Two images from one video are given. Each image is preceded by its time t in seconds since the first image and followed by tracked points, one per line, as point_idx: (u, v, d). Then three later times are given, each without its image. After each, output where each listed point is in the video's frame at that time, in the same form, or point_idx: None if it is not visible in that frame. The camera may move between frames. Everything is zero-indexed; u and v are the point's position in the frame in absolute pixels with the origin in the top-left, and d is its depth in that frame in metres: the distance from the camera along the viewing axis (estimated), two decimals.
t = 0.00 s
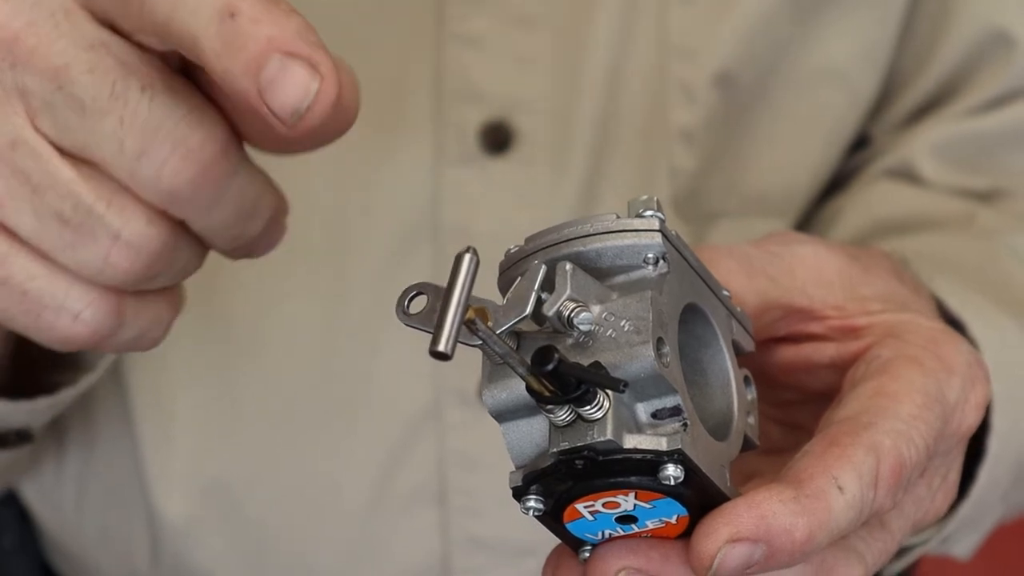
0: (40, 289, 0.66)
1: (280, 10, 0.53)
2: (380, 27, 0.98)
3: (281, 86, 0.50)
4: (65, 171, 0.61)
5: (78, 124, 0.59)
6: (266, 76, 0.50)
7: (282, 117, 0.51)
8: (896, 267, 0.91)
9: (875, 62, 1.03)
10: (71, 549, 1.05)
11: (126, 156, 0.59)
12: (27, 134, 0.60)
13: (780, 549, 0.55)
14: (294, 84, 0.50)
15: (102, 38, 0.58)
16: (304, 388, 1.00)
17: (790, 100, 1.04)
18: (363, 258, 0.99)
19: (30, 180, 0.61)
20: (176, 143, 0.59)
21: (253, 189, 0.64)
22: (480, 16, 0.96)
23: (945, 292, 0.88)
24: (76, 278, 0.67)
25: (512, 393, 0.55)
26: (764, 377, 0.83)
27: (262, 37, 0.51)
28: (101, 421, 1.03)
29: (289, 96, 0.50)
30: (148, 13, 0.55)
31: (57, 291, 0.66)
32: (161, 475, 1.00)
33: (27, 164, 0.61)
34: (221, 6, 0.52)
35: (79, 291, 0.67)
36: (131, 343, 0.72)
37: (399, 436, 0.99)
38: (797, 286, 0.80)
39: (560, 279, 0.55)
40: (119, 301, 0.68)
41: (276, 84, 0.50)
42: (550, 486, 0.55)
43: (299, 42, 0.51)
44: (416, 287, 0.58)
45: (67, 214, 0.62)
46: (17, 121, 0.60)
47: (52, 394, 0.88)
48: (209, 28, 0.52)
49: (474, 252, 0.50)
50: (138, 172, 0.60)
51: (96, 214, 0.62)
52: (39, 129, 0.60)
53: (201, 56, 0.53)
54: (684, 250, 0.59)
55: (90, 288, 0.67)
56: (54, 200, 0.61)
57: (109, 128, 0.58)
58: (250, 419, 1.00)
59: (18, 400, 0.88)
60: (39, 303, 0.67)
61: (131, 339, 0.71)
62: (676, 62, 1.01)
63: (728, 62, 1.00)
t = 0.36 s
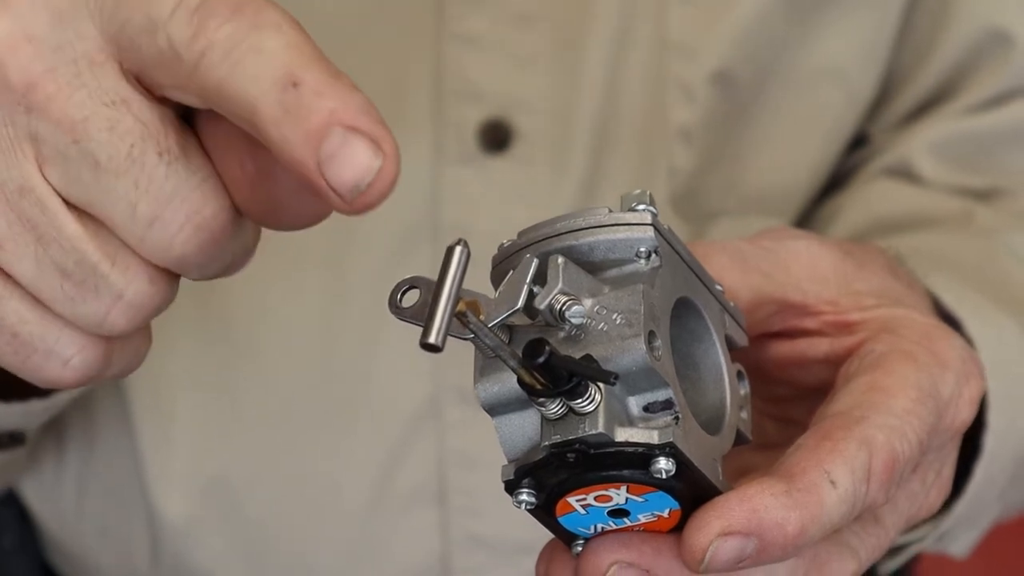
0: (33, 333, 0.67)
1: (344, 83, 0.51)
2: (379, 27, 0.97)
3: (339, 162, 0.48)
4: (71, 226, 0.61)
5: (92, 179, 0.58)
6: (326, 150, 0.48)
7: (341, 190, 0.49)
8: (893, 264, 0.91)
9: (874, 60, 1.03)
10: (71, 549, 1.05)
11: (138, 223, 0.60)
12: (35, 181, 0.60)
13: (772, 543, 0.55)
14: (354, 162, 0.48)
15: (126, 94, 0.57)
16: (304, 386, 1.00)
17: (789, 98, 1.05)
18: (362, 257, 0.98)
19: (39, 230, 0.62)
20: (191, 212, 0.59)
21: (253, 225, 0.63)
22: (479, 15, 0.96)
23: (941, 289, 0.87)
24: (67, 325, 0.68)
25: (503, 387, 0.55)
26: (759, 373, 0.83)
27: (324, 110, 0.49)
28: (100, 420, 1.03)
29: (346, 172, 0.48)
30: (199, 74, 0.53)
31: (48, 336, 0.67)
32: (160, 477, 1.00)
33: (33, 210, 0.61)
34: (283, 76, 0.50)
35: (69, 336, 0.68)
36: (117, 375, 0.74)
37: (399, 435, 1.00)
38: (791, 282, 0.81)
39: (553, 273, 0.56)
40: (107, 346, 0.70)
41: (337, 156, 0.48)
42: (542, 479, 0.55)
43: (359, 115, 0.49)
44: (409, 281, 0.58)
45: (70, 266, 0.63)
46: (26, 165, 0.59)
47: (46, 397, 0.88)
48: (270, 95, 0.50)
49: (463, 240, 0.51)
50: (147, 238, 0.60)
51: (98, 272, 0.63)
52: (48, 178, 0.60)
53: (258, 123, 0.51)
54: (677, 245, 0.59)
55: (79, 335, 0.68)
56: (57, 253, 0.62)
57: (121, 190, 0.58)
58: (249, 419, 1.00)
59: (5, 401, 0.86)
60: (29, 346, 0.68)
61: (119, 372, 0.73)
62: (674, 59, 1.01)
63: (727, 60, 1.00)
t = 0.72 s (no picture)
0: (53, 373, 0.68)
1: (385, 154, 0.51)
2: (379, 27, 0.97)
3: (382, 238, 0.49)
4: (96, 272, 0.62)
5: (120, 228, 0.59)
6: (369, 226, 0.49)
7: (380, 266, 0.50)
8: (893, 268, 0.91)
9: (874, 61, 1.03)
10: (72, 548, 1.05)
11: (166, 272, 0.60)
12: (61, 226, 0.61)
13: (774, 552, 0.55)
14: (396, 239, 0.49)
15: (157, 143, 0.58)
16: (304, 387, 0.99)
17: (790, 99, 1.05)
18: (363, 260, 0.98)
19: (64, 275, 0.63)
20: (220, 264, 0.60)
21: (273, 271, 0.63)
22: (480, 16, 0.95)
23: (942, 293, 0.87)
24: (87, 367, 0.68)
25: (506, 396, 0.55)
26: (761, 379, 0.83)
27: (367, 184, 0.50)
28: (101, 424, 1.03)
29: (389, 250, 0.49)
30: (238, 133, 0.53)
31: (68, 377, 0.68)
32: (160, 480, 0.99)
33: (57, 252, 0.62)
34: (326, 148, 0.50)
35: (89, 378, 0.69)
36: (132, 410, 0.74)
37: (399, 435, 0.99)
38: (792, 289, 0.81)
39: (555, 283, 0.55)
40: (125, 387, 0.70)
41: (379, 234, 0.49)
42: (545, 488, 0.55)
43: (403, 192, 0.49)
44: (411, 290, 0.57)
45: (94, 312, 0.64)
46: (53, 211, 0.60)
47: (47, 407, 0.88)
48: (312, 166, 0.51)
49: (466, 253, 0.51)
50: (175, 287, 0.61)
51: (123, 319, 0.64)
52: (74, 224, 0.61)
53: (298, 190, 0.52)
54: (678, 254, 0.59)
55: (98, 377, 0.69)
56: (82, 298, 0.63)
57: (150, 241, 0.59)
58: (250, 421, 1.00)
59: (10, 412, 0.87)
60: (48, 386, 0.68)
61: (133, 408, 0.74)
62: (674, 58, 1.01)
63: (727, 60, 1.00)
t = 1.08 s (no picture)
0: (63, 390, 0.67)
1: (396, 177, 0.51)
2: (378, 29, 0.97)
3: (393, 261, 0.48)
4: (106, 290, 0.61)
5: (130, 247, 0.59)
6: (380, 249, 0.49)
7: (391, 291, 0.49)
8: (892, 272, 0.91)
9: (874, 64, 1.03)
10: (72, 549, 1.05)
11: (176, 291, 0.60)
12: (72, 245, 0.60)
13: (771, 560, 0.55)
14: (407, 263, 0.48)
15: (168, 162, 0.57)
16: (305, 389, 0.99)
17: (790, 102, 1.05)
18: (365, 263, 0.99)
19: (74, 292, 0.62)
20: (230, 284, 0.60)
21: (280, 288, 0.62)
22: (480, 18, 0.95)
23: (941, 297, 0.87)
24: (97, 384, 0.67)
25: (503, 405, 0.55)
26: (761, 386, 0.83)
27: (379, 207, 0.49)
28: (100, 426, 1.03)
29: (399, 273, 0.49)
30: (250, 155, 0.52)
31: (77, 393, 0.67)
32: (160, 481, 0.99)
33: (67, 270, 0.61)
34: (338, 171, 0.50)
35: (98, 395, 0.68)
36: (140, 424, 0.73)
37: (400, 437, 1.00)
38: (791, 296, 0.81)
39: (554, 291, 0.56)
40: (135, 403, 0.70)
41: (389, 258, 0.48)
42: (542, 497, 0.55)
43: (414, 216, 0.49)
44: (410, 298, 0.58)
45: (104, 329, 0.63)
46: (64, 231, 0.59)
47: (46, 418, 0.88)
48: (324, 189, 0.50)
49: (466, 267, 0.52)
50: (185, 306, 0.60)
51: (133, 337, 0.63)
52: (85, 241, 0.60)
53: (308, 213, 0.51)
54: (676, 262, 0.59)
55: (109, 393, 0.68)
56: (91, 315, 0.62)
57: (160, 260, 0.58)
58: (249, 422, 1.00)
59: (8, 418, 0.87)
60: (57, 402, 0.67)
61: (140, 422, 0.73)
62: (674, 61, 1.00)
63: (727, 61, 0.99)
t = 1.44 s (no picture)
0: (67, 398, 0.67)
1: (403, 193, 0.50)
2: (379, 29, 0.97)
3: (399, 277, 0.48)
4: (111, 299, 0.61)
5: (137, 258, 0.59)
6: (386, 265, 0.48)
7: (396, 307, 0.49)
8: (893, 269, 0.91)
9: (876, 61, 1.03)
10: (71, 548, 1.05)
11: (182, 303, 0.60)
12: (76, 254, 0.60)
13: (772, 554, 0.55)
14: (414, 277, 0.48)
15: (174, 172, 0.57)
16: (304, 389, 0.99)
17: (792, 100, 1.04)
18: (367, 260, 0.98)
19: (79, 301, 0.61)
20: (236, 294, 0.60)
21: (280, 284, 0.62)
22: (480, 17, 0.95)
23: (943, 294, 0.87)
24: (102, 392, 0.67)
25: (504, 400, 0.55)
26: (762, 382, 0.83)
27: (385, 223, 0.49)
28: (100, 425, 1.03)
29: (405, 289, 0.48)
30: (256, 170, 0.52)
31: (82, 402, 0.67)
32: (160, 480, 0.99)
33: (72, 279, 0.61)
34: (345, 187, 0.50)
35: (103, 402, 0.67)
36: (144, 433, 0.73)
37: (399, 438, 0.99)
38: (791, 291, 0.82)
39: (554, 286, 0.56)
40: (139, 411, 0.69)
41: (395, 273, 0.48)
42: (543, 491, 0.55)
43: (419, 232, 0.49)
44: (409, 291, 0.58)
45: (110, 339, 0.63)
46: (68, 241, 0.59)
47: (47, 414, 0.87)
48: (330, 205, 0.50)
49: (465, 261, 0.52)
50: (190, 317, 0.60)
51: (138, 346, 0.63)
52: (90, 251, 0.60)
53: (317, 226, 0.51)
54: (677, 257, 0.59)
55: (113, 401, 0.67)
56: (97, 325, 0.62)
57: (166, 271, 0.58)
58: (249, 421, 1.00)
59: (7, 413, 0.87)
60: (62, 410, 0.67)
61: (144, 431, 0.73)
62: (677, 61, 1.00)
63: (730, 60, 0.99)
